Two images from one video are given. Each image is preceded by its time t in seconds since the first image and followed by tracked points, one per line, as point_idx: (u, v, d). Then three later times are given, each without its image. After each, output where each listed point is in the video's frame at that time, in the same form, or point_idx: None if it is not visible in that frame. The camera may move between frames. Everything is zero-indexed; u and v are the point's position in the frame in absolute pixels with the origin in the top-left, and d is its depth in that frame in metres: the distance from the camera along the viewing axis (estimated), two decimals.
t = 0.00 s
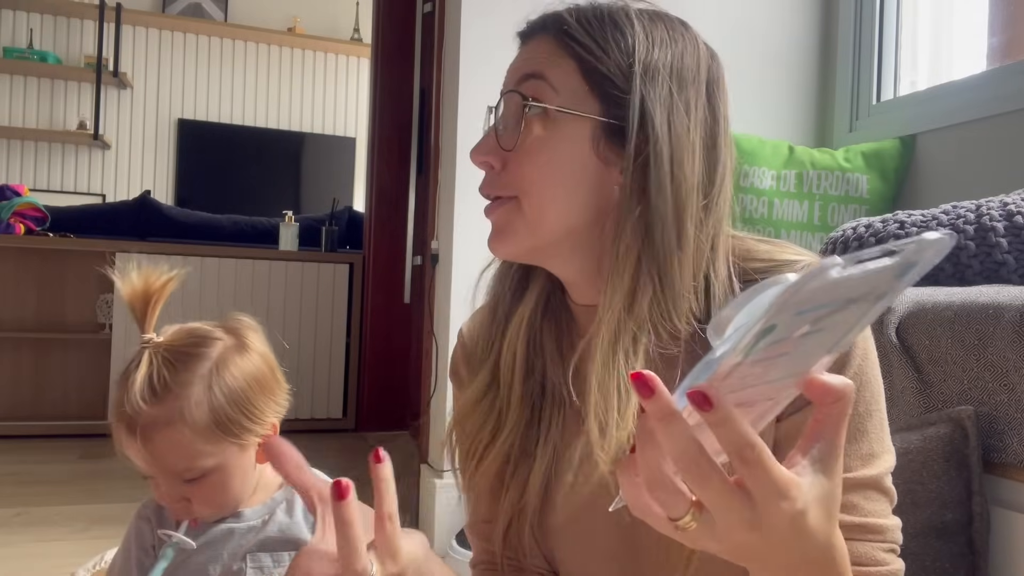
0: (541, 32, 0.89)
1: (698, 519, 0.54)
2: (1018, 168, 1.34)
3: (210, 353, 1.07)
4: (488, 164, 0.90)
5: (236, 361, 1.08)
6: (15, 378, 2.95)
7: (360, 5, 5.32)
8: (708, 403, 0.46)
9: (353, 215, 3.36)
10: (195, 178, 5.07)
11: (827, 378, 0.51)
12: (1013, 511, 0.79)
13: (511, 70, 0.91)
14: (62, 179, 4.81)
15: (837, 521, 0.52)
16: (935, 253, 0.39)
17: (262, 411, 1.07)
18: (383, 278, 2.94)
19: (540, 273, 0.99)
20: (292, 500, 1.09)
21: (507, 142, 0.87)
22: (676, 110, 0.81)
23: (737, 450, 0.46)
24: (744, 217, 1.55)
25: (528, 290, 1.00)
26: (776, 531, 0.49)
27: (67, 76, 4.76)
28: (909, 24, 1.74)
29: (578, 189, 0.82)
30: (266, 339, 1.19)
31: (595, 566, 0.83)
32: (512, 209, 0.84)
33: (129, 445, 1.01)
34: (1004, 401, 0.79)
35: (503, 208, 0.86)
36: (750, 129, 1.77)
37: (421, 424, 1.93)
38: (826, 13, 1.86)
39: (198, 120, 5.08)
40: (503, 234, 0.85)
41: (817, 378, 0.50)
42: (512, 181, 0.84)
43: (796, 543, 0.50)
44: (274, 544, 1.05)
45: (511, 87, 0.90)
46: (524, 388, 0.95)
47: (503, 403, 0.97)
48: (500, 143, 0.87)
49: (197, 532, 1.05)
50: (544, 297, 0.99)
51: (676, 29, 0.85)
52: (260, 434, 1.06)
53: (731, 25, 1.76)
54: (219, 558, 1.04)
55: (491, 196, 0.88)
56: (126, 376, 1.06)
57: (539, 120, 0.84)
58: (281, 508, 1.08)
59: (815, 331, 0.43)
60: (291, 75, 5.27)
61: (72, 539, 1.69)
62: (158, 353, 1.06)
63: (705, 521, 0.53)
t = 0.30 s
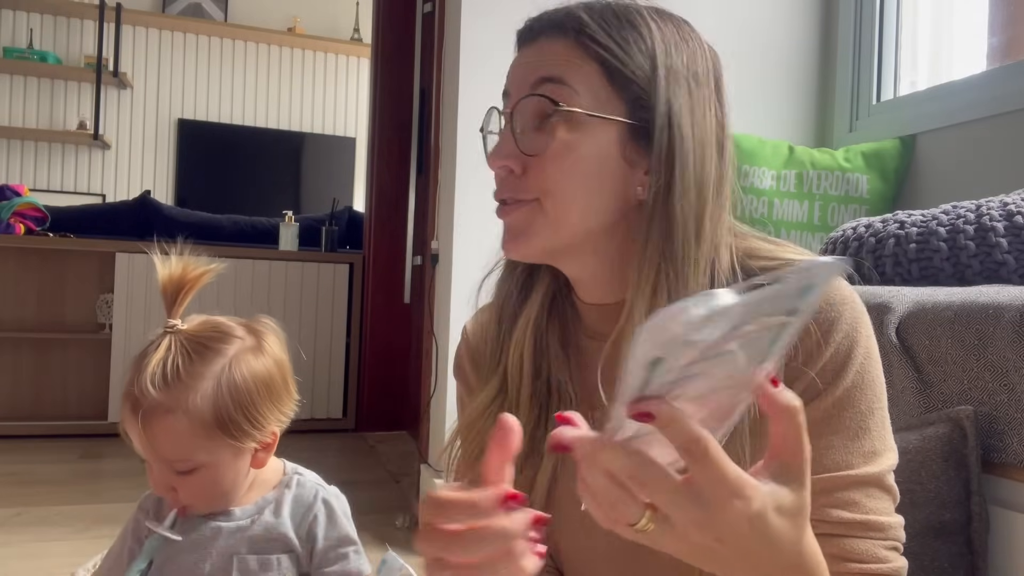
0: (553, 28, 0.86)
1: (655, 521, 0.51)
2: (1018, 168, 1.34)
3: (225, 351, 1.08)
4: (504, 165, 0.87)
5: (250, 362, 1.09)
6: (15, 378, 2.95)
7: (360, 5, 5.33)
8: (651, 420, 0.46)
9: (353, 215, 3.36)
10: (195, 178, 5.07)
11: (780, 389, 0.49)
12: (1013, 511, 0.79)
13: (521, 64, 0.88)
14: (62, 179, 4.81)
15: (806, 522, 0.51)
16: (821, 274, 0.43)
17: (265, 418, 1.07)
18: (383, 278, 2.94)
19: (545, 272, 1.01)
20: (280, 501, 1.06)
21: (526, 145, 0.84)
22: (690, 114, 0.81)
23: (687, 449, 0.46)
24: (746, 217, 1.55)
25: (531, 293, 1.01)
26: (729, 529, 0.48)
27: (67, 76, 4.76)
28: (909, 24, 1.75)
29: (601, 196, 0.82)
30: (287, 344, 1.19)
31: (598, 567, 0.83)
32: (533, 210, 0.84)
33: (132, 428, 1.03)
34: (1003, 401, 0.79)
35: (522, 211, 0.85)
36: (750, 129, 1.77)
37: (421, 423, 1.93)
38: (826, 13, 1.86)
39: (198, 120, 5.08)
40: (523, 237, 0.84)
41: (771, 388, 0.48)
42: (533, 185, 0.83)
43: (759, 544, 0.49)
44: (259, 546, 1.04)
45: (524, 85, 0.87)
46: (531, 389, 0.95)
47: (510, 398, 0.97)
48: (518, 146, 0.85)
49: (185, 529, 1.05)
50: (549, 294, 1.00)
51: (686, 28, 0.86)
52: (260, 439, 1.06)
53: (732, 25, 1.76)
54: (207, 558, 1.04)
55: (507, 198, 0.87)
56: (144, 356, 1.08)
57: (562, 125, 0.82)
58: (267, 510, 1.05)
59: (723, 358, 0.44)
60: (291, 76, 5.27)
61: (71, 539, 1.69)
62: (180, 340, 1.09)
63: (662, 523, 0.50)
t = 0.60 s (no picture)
0: (600, 38, 0.76)
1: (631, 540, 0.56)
2: (1018, 168, 1.34)
3: (232, 351, 1.07)
4: (574, 199, 0.73)
5: (257, 362, 1.08)
6: (15, 378, 2.95)
7: (360, 5, 5.33)
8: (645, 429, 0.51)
9: (353, 215, 3.35)
10: (195, 178, 5.07)
11: (754, 428, 0.53)
12: (1013, 511, 0.79)
13: (557, 77, 0.76)
14: (62, 179, 4.81)
15: (788, 542, 0.55)
16: (733, 285, 0.53)
17: (271, 417, 1.07)
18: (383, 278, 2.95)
19: (529, 277, 0.97)
20: (267, 504, 1.06)
21: (617, 172, 0.72)
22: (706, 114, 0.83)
23: (673, 463, 0.50)
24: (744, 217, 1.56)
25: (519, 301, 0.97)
26: (709, 549, 0.52)
27: (67, 76, 4.76)
28: (909, 24, 1.75)
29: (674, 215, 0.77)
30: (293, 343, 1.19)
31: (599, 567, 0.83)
32: (639, 240, 0.74)
33: (140, 427, 1.03)
34: (1004, 401, 0.79)
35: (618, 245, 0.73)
36: (750, 129, 1.77)
37: (421, 423, 1.93)
38: (826, 13, 1.85)
39: (198, 120, 5.08)
40: (621, 275, 0.74)
41: (746, 428, 0.53)
42: (637, 214, 0.73)
43: (738, 563, 0.53)
44: (244, 549, 1.05)
45: (583, 103, 0.74)
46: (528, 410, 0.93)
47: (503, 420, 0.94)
48: (609, 175, 0.72)
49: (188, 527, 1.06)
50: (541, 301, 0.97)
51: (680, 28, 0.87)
52: (267, 438, 1.06)
53: (733, 25, 1.75)
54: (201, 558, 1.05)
55: (588, 235, 0.73)
56: (151, 357, 1.07)
57: (655, 143, 0.73)
58: (256, 511, 1.06)
59: (657, 364, 0.52)
60: (291, 76, 5.27)
61: (71, 539, 1.69)
62: (188, 340, 1.08)
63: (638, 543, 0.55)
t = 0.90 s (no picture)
0: (600, 47, 0.76)
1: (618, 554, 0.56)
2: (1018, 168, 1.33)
3: (239, 350, 1.08)
4: (579, 213, 0.73)
5: (263, 360, 1.09)
6: (15, 377, 2.95)
7: (360, 5, 5.33)
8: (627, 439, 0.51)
9: (353, 215, 3.35)
10: (195, 178, 5.07)
11: (737, 438, 0.53)
12: (1013, 511, 0.79)
13: (558, 90, 0.75)
14: (62, 179, 4.81)
15: (774, 548, 0.56)
16: (705, 289, 0.53)
17: (278, 415, 1.07)
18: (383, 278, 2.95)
19: (524, 284, 0.98)
20: (270, 502, 1.06)
21: (623, 184, 0.72)
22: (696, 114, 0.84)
23: (657, 474, 0.51)
24: (743, 216, 1.58)
25: (515, 312, 0.98)
26: (695, 556, 0.53)
27: (67, 76, 4.76)
28: (909, 24, 1.75)
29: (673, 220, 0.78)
30: (297, 342, 1.19)
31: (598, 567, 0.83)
32: (643, 248, 0.74)
33: (146, 427, 1.02)
34: (1004, 401, 0.79)
35: (624, 256, 0.73)
36: (749, 129, 1.77)
37: (421, 424, 1.93)
38: (826, 13, 1.85)
39: (198, 120, 5.08)
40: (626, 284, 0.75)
41: (728, 438, 0.53)
42: (641, 224, 0.73)
43: (728, 567, 0.54)
44: (247, 547, 1.05)
45: (586, 117, 0.73)
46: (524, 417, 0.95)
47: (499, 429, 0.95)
48: (614, 188, 0.72)
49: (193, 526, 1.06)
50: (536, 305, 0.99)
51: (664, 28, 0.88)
52: (274, 435, 1.06)
53: (733, 26, 1.75)
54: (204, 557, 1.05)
55: (593, 247, 0.74)
56: (158, 357, 1.07)
57: (658, 152, 0.74)
58: (259, 510, 1.06)
59: (634, 374, 0.53)
60: (291, 76, 5.27)
61: (70, 539, 1.69)
62: (193, 340, 1.08)
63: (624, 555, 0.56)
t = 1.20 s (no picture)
0: (594, 53, 0.76)
1: (613, 549, 0.56)
2: (1018, 168, 1.33)
3: (253, 350, 1.08)
4: (576, 219, 0.73)
5: (276, 361, 1.09)
6: (15, 377, 2.95)
7: (360, 5, 5.33)
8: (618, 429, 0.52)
9: (353, 215, 3.35)
10: (195, 178, 5.07)
11: (731, 436, 0.53)
12: (1014, 511, 0.79)
13: (552, 96, 0.74)
14: (62, 179, 4.81)
15: (770, 547, 0.55)
16: (694, 281, 0.54)
17: (288, 419, 1.07)
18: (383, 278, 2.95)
19: (520, 287, 0.98)
20: (276, 503, 1.06)
21: (619, 190, 0.72)
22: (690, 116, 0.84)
23: (650, 469, 0.51)
24: (742, 217, 1.60)
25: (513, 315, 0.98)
26: (689, 553, 0.53)
27: (67, 76, 4.76)
28: (909, 25, 1.75)
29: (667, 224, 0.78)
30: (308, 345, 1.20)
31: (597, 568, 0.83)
32: (638, 255, 0.74)
33: (155, 422, 1.02)
34: (1004, 401, 0.79)
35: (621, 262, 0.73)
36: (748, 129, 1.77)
37: (421, 424, 1.93)
38: (826, 13, 1.85)
39: (198, 120, 5.08)
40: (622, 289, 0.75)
41: (723, 438, 0.52)
42: (637, 231, 0.73)
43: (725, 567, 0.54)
44: (252, 548, 1.05)
45: (582, 123, 0.72)
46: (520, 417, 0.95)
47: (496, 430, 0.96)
48: (611, 193, 0.72)
49: (197, 526, 1.05)
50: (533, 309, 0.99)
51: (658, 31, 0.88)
52: (283, 436, 1.06)
53: (732, 26, 1.74)
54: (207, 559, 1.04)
55: (589, 255, 0.73)
56: (172, 354, 1.07)
57: (654, 156, 0.74)
58: (264, 510, 1.06)
59: (626, 365, 0.52)
60: (291, 76, 5.27)
61: (70, 539, 1.69)
62: (207, 338, 1.08)
63: (619, 551, 0.56)
